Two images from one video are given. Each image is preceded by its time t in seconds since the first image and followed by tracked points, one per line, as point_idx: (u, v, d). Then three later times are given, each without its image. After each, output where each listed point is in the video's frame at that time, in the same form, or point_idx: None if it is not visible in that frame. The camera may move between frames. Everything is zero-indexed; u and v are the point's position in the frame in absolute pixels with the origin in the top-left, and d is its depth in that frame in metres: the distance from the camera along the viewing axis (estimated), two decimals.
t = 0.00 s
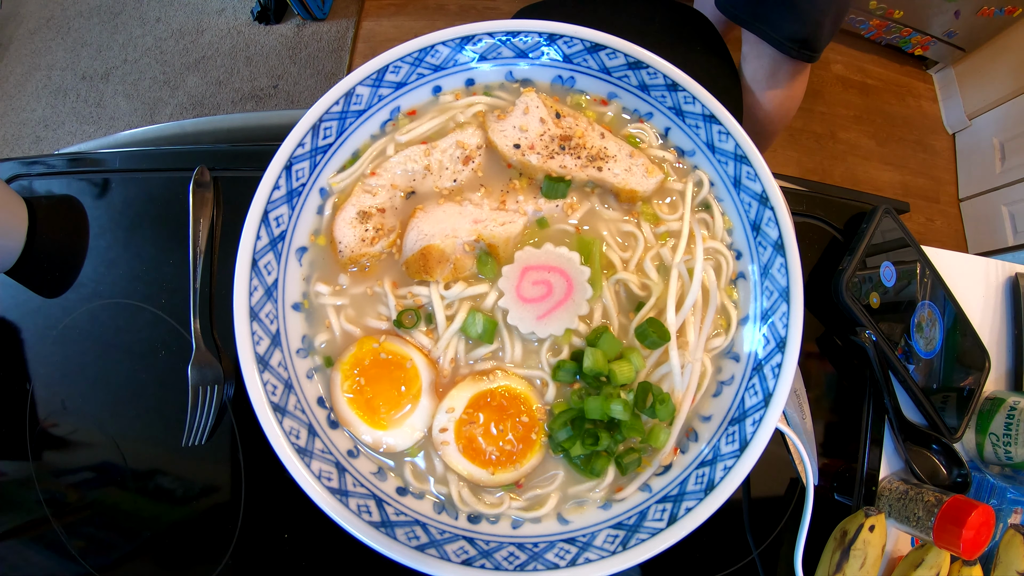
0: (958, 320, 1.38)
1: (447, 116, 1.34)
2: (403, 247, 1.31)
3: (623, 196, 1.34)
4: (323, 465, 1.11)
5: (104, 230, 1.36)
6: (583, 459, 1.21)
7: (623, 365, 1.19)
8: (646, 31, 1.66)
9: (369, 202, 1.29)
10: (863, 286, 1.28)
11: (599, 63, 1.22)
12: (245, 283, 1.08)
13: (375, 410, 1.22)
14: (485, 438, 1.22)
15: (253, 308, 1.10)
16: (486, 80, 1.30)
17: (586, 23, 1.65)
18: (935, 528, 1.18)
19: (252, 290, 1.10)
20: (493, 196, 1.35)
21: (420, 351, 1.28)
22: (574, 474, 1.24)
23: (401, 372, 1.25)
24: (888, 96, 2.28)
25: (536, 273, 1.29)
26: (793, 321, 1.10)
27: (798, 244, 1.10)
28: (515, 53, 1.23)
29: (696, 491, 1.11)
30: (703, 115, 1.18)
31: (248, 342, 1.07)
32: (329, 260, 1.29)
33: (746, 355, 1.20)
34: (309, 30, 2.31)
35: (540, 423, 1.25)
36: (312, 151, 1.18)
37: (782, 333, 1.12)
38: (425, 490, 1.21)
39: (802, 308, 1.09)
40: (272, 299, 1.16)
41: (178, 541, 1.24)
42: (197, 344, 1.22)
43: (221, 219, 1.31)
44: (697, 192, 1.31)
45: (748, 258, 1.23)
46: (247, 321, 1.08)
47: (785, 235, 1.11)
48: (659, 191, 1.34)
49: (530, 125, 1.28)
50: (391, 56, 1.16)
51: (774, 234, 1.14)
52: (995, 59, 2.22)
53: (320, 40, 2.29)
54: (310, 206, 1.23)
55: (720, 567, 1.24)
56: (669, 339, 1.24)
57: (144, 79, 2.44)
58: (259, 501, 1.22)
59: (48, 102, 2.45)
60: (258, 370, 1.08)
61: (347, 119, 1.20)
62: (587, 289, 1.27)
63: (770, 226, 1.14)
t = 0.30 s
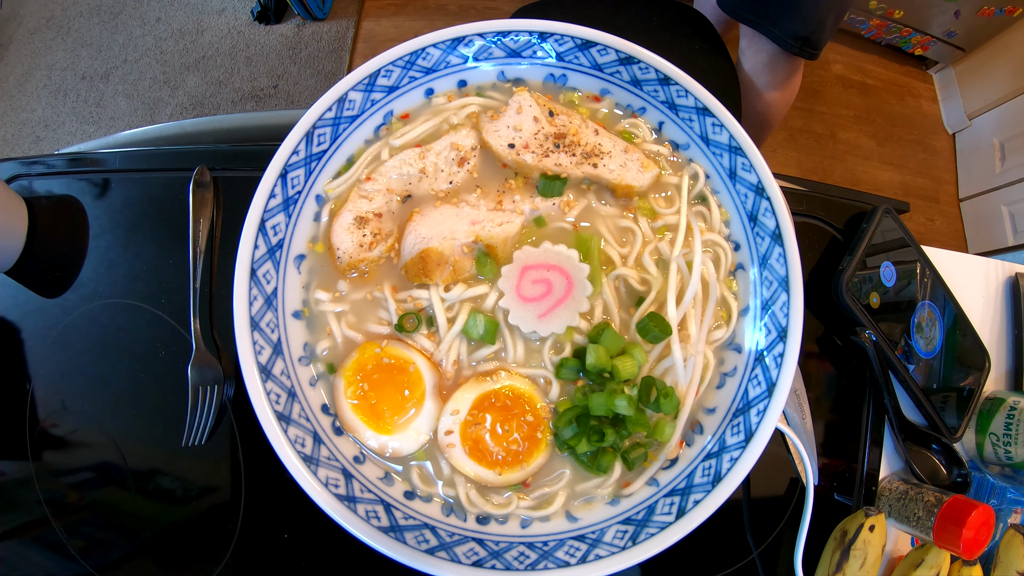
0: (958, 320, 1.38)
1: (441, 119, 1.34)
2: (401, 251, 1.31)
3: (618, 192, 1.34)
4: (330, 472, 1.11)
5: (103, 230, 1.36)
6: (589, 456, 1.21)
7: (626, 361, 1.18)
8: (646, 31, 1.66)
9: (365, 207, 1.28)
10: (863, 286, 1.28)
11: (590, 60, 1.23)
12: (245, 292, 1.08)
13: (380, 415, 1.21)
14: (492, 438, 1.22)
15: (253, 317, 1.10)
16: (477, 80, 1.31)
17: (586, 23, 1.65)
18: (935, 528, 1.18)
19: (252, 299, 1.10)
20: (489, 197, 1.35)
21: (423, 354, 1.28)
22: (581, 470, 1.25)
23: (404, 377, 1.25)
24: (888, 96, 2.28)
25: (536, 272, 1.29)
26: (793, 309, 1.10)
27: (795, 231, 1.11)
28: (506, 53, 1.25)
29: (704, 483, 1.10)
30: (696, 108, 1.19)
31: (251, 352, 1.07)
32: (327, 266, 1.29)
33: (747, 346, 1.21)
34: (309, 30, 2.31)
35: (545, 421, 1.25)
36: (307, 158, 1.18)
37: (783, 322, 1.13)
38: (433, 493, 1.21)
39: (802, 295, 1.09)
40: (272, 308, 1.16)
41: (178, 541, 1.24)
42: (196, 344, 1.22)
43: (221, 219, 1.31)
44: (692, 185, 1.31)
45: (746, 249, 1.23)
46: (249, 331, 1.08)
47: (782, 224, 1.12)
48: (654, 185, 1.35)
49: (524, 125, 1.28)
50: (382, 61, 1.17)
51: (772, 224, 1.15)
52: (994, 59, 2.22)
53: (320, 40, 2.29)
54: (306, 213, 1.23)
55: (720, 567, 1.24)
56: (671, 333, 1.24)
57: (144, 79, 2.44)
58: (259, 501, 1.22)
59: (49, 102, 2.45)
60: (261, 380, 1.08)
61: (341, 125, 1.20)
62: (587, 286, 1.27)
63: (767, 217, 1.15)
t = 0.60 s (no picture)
0: (958, 320, 1.38)
1: (433, 122, 1.34)
2: (399, 256, 1.32)
3: (614, 187, 1.34)
4: (337, 479, 1.10)
5: (104, 230, 1.36)
6: (596, 452, 1.21)
7: (629, 355, 1.19)
8: (646, 31, 1.66)
9: (362, 212, 1.28)
10: (863, 286, 1.28)
11: (581, 57, 1.23)
12: (245, 303, 1.08)
13: (385, 420, 1.22)
14: (498, 438, 1.22)
15: (254, 327, 1.10)
16: (468, 81, 1.31)
17: (586, 23, 1.65)
18: (935, 528, 1.18)
19: (252, 310, 1.10)
20: (486, 198, 1.35)
21: (425, 358, 1.28)
22: (588, 467, 1.25)
23: (408, 380, 1.26)
24: (888, 96, 2.27)
25: (535, 271, 1.29)
26: (793, 299, 1.10)
27: (792, 220, 1.11)
28: (496, 53, 1.25)
29: (711, 475, 1.11)
30: (688, 102, 1.20)
31: (253, 363, 1.07)
32: (326, 273, 1.29)
33: (749, 336, 1.21)
34: (309, 30, 2.31)
35: (550, 420, 1.25)
36: (301, 166, 1.17)
37: (783, 311, 1.13)
38: (441, 496, 1.21)
39: (802, 283, 1.09)
40: (273, 317, 1.16)
41: (178, 541, 1.24)
42: (196, 344, 1.22)
43: (221, 219, 1.31)
44: (688, 177, 1.31)
45: (744, 239, 1.24)
46: (251, 341, 1.08)
47: (779, 212, 1.12)
48: (650, 179, 1.34)
49: (518, 124, 1.27)
50: (372, 65, 1.17)
51: (768, 214, 1.15)
52: (994, 59, 2.20)
53: (320, 40, 2.29)
54: (303, 221, 1.23)
55: (720, 567, 1.24)
56: (672, 326, 1.24)
57: (144, 79, 2.44)
58: (260, 501, 1.22)
59: (48, 102, 2.45)
60: (264, 390, 1.08)
61: (334, 131, 1.20)
62: (586, 283, 1.27)
63: (763, 206, 1.16)
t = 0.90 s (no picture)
0: (958, 320, 1.38)
1: (427, 124, 1.34)
2: (398, 260, 1.32)
3: (610, 183, 1.33)
4: (345, 485, 1.11)
5: (103, 230, 1.36)
6: (602, 448, 1.20)
7: (631, 351, 1.19)
8: (646, 32, 1.66)
9: (359, 218, 1.28)
10: (863, 286, 1.28)
11: (572, 54, 1.24)
12: (245, 313, 1.08)
13: (389, 425, 1.22)
14: (503, 438, 1.23)
15: (256, 337, 1.10)
16: (461, 83, 1.31)
17: (586, 23, 1.65)
18: (935, 528, 1.18)
19: (252, 319, 1.10)
20: (482, 199, 1.35)
21: (429, 361, 1.28)
22: (595, 464, 1.25)
23: (411, 384, 1.25)
24: (888, 95, 2.09)
25: (535, 270, 1.29)
26: (794, 287, 1.11)
27: (788, 209, 1.12)
28: (487, 53, 1.25)
29: (717, 467, 1.11)
30: (681, 95, 1.21)
31: (257, 373, 1.07)
32: (325, 280, 1.29)
33: (750, 326, 1.21)
34: (309, 30, 2.31)
35: (555, 418, 1.25)
36: (296, 173, 1.17)
37: (784, 300, 1.14)
38: (448, 498, 1.21)
39: (801, 272, 1.11)
40: (274, 326, 1.16)
41: (178, 542, 1.24)
42: (196, 344, 1.22)
43: (221, 219, 1.31)
44: (683, 171, 1.31)
45: (741, 230, 1.23)
46: (252, 351, 1.08)
47: (776, 203, 1.13)
48: (645, 174, 1.34)
49: (511, 123, 1.29)
50: (363, 70, 1.17)
51: (765, 204, 1.16)
52: (994, 58, 2.07)
53: (320, 40, 2.29)
54: (300, 229, 1.23)
55: (720, 567, 1.24)
56: (674, 320, 1.23)
57: (144, 79, 2.44)
58: (260, 501, 1.22)
59: (49, 102, 2.45)
60: (268, 400, 1.08)
61: (328, 137, 1.20)
62: (586, 280, 1.27)
63: (760, 196, 1.17)
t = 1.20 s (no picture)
0: (958, 320, 1.38)
1: (421, 127, 1.34)
2: (397, 264, 1.31)
3: (606, 179, 1.34)
4: (352, 491, 1.11)
5: (104, 230, 1.36)
6: (607, 445, 1.21)
7: (633, 346, 1.18)
8: (646, 32, 1.66)
9: (356, 223, 1.28)
10: (863, 286, 1.28)
11: (563, 52, 1.24)
12: (245, 322, 1.08)
13: (394, 429, 1.22)
14: (508, 438, 1.23)
15: (258, 346, 1.11)
16: (453, 85, 1.32)
17: (586, 23, 1.65)
18: (935, 528, 1.18)
19: (252, 329, 1.10)
20: (479, 200, 1.35)
21: (432, 364, 1.27)
22: (602, 461, 1.25)
23: (415, 388, 1.25)
24: (889, 95, 2.09)
25: (533, 269, 1.28)
26: (793, 276, 1.11)
27: (783, 197, 1.13)
28: (480, 53, 1.26)
29: (724, 458, 1.11)
30: (673, 89, 1.21)
31: (258, 381, 1.08)
32: (325, 287, 1.29)
33: (751, 316, 1.21)
34: (309, 30, 2.31)
35: (559, 416, 1.25)
36: (292, 181, 1.18)
37: (783, 290, 1.14)
38: (456, 500, 1.21)
39: (800, 261, 1.11)
40: (275, 335, 1.17)
41: (178, 542, 1.24)
42: (196, 344, 1.22)
43: (221, 219, 1.31)
44: (678, 164, 1.32)
45: (738, 221, 1.24)
46: (254, 360, 1.09)
47: (773, 194, 1.13)
48: (641, 169, 1.35)
49: (505, 123, 1.28)
50: (354, 76, 1.17)
51: (760, 194, 1.16)
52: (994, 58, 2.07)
53: (320, 40, 2.29)
54: (297, 236, 1.23)
55: (720, 567, 1.24)
56: (675, 313, 1.24)
57: (144, 79, 2.44)
58: (260, 501, 1.22)
59: (48, 102, 2.45)
60: (272, 408, 1.09)
61: (322, 144, 1.21)
62: (586, 277, 1.28)
63: (755, 187, 1.17)
